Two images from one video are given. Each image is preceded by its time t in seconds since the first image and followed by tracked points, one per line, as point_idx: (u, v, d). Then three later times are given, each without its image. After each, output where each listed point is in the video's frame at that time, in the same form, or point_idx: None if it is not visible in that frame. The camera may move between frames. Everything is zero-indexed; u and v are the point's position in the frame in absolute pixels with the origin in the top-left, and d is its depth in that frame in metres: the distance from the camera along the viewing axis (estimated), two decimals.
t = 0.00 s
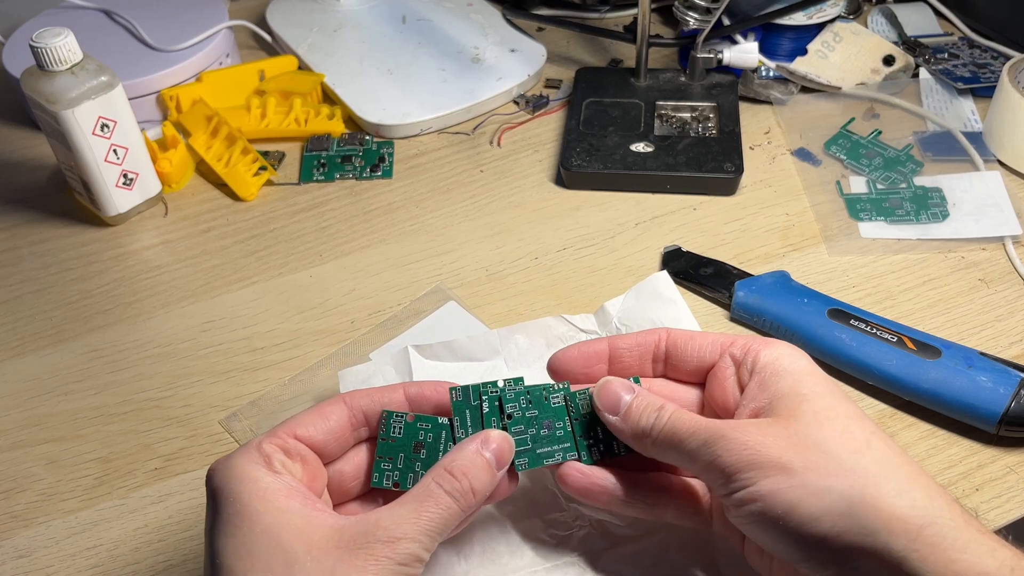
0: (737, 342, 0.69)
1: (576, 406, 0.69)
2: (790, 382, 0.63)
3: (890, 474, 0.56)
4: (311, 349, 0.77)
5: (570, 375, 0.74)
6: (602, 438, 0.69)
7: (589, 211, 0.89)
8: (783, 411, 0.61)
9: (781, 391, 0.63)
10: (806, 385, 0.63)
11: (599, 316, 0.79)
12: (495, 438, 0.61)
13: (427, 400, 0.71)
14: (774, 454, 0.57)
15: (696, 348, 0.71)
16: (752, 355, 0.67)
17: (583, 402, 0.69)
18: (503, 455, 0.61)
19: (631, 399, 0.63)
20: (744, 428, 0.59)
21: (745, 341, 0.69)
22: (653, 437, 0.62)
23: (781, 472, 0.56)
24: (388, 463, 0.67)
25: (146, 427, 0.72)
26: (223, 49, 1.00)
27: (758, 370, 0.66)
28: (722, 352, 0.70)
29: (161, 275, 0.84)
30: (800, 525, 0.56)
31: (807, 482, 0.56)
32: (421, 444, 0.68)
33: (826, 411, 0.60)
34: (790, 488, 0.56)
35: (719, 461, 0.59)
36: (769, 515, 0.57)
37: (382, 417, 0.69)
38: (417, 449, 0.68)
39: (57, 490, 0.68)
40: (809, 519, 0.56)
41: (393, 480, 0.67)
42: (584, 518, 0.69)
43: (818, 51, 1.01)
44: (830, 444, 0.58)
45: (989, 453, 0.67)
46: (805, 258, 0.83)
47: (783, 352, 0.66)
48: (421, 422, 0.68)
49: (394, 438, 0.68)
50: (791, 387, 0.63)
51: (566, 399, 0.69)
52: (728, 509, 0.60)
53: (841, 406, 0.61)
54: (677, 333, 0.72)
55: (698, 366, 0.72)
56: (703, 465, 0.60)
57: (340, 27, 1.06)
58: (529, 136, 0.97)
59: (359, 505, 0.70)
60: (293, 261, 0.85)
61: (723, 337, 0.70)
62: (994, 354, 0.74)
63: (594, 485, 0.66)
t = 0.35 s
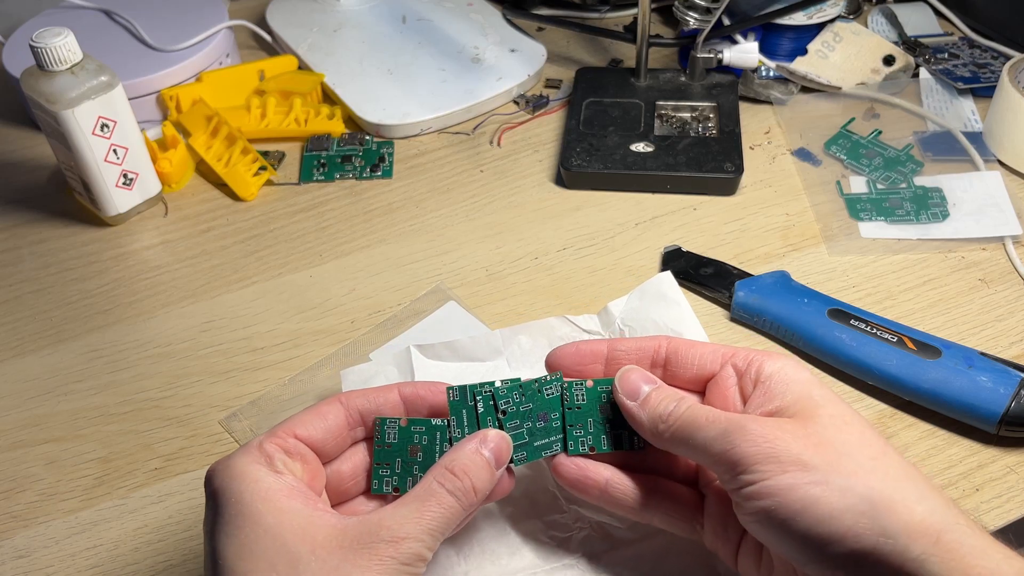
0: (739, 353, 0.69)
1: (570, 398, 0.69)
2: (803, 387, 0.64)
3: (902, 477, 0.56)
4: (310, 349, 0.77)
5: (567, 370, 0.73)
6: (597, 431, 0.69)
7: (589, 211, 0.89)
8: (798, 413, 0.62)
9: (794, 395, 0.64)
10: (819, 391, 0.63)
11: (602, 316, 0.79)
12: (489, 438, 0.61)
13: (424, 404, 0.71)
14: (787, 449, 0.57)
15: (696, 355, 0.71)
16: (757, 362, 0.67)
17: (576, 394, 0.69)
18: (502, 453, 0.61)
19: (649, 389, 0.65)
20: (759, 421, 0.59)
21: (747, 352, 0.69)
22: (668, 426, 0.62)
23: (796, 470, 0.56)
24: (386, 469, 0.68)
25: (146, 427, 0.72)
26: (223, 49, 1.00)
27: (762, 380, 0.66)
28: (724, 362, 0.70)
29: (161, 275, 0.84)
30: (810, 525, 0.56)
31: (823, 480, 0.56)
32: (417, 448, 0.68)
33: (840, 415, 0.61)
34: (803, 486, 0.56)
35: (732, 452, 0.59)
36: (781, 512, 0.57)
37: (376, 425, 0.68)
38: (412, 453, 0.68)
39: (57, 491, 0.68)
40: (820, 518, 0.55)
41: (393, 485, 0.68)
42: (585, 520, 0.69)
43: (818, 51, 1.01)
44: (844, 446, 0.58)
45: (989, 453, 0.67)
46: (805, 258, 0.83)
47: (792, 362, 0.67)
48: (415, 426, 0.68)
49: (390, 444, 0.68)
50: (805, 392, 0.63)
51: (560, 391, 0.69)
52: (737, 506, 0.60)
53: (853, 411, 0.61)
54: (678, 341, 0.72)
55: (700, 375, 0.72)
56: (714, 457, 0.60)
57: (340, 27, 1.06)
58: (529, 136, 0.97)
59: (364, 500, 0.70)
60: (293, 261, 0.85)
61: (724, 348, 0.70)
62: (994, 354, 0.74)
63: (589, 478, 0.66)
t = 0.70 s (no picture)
0: (760, 349, 0.69)
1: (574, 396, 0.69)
2: (806, 383, 0.64)
3: (899, 476, 0.56)
4: (310, 349, 0.77)
5: (588, 366, 0.74)
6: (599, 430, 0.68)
7: (589, 211, 0.89)
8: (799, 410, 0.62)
9: (797, 392, 0.63)
10: (823, 389, 0.63)
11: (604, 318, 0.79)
12: (495, 437, 0.60)
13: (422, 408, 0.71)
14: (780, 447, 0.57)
15: (718, 351, 0.71)
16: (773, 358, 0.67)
17: (579, 392, 0.69)
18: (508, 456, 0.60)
19: (645, 389, 0.64)
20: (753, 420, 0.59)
21: (768, 348, 0.69)
22: (665, 426, 0.62)
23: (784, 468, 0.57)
24: (384, 479, 0.67)
25: (146, 427, 0.72)
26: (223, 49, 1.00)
27: (779, 375, 0.66)
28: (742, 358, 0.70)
29: (161, 275, 0.84)
30: (803, 521, 0.56)
31: (818, 478, 0.56)
32: (413, 453, 0.68)
33: (840, 412, 0.60)
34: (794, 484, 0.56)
35: (728, 451, 0.59)
36: (774, 508, 0.57)
37: (372, 435, 0.68)
38: (410, 459, 0.67)
39: (57, 491, 0.68)
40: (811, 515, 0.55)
41: (393, 494, 0.67)
42: (584, 522, 0.69)
43: (818, 51, 1.01)
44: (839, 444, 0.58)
45: (989, 453, 0.67)
46: (805, 258, 0.83)
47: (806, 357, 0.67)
48: (410, 432, 0.68)
49: (386, 454, 0.68)
50: (809, 388, 0.63)
51: (563, 388, 0.69)
52: (732, 502, 0.60)
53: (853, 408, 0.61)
54: (702, 336, 0.72)
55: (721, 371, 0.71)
56: (710, 456, 0.60)
57: (340, 27, 1.06)
58: (529, 136, 0.97)
59: (361, 502, 0.70)
60: (293, 261, 0.85)
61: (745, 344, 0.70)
62: (994, 354, 0.74)
63: (605, 474, 0.67)
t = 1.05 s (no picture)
0: (755, 353, 0.69)
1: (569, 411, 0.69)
2: (799, 389, 0.63)
3: (894, 483, 0.56)
4: (310, 349, 0.77)
5: (584, 385, 0.74)
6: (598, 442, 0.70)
7: (589, 211, 0.89)
8: (791, 418, 0.61)
9: (792, 397, 0.63)
10: (817, 394, 0.62)
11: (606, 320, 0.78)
12: (506, 444, 0.60)
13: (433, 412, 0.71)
14: (770, 459, 0.57)
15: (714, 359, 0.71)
16: (769, 362, 0.67)
17: (574, 407, 0.69)
18: (521, 463, 0.60)
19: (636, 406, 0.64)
20: (744, 433, 0.59)
21: (763, 352, 0.68)
22: (658, 442, 0.62)
23: (774, 479, 0.57)
24: (393, 498, 0.68)
25: (146, 426, 0.72)
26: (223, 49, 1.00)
27: (776, 379, 0.65)
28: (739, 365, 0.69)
29: (161, 275, 0.84)
30: (795, 532, 0.56)
31: (809, 487, 0.56)
32: (416, 467, 0.68)
33: (833, 418, 0.60)
34: (784, 497, 0.56)
35: (718, 467, 0.59)
36: (769, 519, 0.57)
37: (371, 457, 0.68)
38: (414, 472, 0.68)
39: (57, 490, 0.68)
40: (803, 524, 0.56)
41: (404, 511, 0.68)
42: (586, 522, 0.69)
43: (818, 51, 1.01)
44: (833, 452, 0.58)
45: (989, 453, 0.67)
46: (805, 258, 0.83)
47: (802, 359, 0.66)
48: (408, 446, 0.68)
49: (389, 474, 0.68)
50: (802, 393, 0.63)
51: (557, 402, 0.69)
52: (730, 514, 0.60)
53: (848, 412, 0.61)
54: (695, 348, 0.72)
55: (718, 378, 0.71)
56: (702, 470, 0.61)
57: (340, 27, 1.06)
58: (529, 136, 0.97)
59: (368, 503, 0.70)
60: (294, 261, 0.85)
61: (740, 351, 0.70)
62: (994, 353, 0.74)
63: (608, 486, 0.67)
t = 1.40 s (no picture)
0: (753, 335, 0.66)
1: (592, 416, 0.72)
2: (788, 380, 0.61)
3: (890, 482, 0.55)
4: (310, 349, 0.77)
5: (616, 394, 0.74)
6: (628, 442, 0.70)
7: (589, 211, 0.89)
8: (778, 415, 0.59)
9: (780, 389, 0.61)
10: (810, 382, 0.60)
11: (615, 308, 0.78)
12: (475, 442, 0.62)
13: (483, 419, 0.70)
14: (763, 476, 0.57)
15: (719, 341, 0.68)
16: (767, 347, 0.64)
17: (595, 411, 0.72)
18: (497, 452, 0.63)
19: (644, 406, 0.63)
20: (738, 450, 0.58)
21: (760, 333, 0.65)
22: (662, 444, 0.62)
23: (767, 500, 0.57)
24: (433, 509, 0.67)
25: (146, 426, 0.72)
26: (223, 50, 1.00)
27: (772, 366, 0.63)
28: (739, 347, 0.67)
29: (161, 275, 0.84)
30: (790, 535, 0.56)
31: (803, 491, 0.55)
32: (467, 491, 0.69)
33: (834, 407, 0.58)
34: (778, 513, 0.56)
35: (718, 471, 0.59)
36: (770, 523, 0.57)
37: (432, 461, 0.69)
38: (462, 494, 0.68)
39: (57, 490, 0.68)
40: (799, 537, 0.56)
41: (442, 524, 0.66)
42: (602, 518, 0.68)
43: (818, 51, 1.01)
44: (817, 457, 0.56)
45: (988, 452, 0.67)
46: (805, 258, 0.83)
47: (799, 340, 0.63)
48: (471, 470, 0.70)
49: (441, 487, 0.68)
50: (792, 385, 0.60)
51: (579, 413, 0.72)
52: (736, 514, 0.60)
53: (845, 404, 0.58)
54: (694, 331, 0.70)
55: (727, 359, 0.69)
56: (705, 475, 0.60)
57: (340, 27, 1.06)
58: (529, 136, 0.97)
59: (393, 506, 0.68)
60: (294, 261, 0.85)
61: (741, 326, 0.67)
62: (994, 353, 0.74)
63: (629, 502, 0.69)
